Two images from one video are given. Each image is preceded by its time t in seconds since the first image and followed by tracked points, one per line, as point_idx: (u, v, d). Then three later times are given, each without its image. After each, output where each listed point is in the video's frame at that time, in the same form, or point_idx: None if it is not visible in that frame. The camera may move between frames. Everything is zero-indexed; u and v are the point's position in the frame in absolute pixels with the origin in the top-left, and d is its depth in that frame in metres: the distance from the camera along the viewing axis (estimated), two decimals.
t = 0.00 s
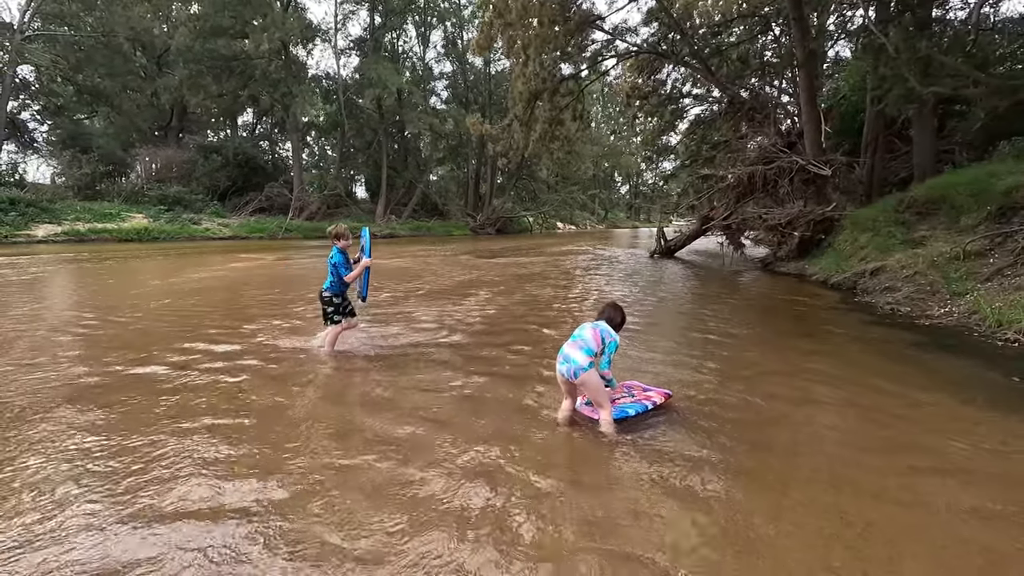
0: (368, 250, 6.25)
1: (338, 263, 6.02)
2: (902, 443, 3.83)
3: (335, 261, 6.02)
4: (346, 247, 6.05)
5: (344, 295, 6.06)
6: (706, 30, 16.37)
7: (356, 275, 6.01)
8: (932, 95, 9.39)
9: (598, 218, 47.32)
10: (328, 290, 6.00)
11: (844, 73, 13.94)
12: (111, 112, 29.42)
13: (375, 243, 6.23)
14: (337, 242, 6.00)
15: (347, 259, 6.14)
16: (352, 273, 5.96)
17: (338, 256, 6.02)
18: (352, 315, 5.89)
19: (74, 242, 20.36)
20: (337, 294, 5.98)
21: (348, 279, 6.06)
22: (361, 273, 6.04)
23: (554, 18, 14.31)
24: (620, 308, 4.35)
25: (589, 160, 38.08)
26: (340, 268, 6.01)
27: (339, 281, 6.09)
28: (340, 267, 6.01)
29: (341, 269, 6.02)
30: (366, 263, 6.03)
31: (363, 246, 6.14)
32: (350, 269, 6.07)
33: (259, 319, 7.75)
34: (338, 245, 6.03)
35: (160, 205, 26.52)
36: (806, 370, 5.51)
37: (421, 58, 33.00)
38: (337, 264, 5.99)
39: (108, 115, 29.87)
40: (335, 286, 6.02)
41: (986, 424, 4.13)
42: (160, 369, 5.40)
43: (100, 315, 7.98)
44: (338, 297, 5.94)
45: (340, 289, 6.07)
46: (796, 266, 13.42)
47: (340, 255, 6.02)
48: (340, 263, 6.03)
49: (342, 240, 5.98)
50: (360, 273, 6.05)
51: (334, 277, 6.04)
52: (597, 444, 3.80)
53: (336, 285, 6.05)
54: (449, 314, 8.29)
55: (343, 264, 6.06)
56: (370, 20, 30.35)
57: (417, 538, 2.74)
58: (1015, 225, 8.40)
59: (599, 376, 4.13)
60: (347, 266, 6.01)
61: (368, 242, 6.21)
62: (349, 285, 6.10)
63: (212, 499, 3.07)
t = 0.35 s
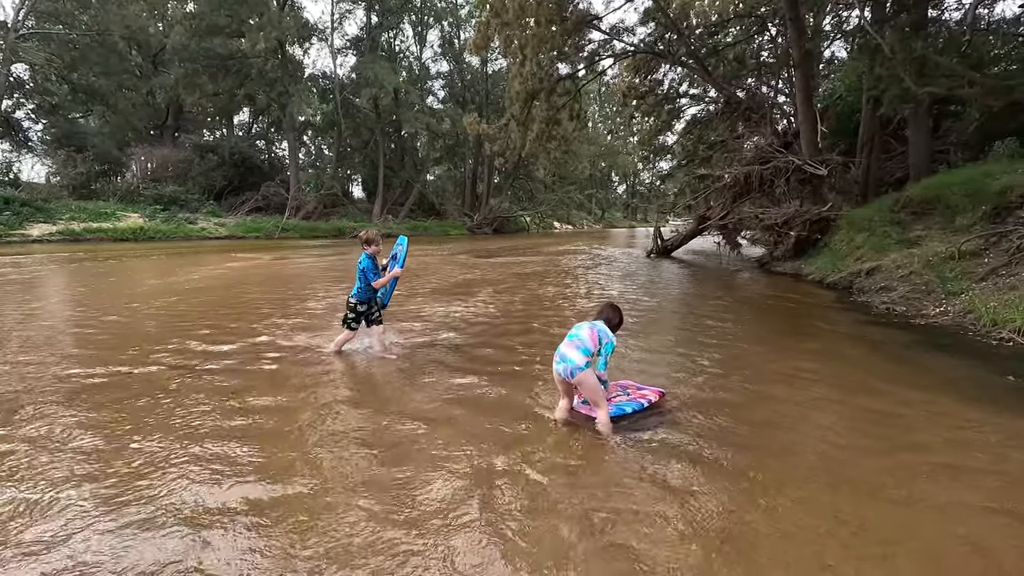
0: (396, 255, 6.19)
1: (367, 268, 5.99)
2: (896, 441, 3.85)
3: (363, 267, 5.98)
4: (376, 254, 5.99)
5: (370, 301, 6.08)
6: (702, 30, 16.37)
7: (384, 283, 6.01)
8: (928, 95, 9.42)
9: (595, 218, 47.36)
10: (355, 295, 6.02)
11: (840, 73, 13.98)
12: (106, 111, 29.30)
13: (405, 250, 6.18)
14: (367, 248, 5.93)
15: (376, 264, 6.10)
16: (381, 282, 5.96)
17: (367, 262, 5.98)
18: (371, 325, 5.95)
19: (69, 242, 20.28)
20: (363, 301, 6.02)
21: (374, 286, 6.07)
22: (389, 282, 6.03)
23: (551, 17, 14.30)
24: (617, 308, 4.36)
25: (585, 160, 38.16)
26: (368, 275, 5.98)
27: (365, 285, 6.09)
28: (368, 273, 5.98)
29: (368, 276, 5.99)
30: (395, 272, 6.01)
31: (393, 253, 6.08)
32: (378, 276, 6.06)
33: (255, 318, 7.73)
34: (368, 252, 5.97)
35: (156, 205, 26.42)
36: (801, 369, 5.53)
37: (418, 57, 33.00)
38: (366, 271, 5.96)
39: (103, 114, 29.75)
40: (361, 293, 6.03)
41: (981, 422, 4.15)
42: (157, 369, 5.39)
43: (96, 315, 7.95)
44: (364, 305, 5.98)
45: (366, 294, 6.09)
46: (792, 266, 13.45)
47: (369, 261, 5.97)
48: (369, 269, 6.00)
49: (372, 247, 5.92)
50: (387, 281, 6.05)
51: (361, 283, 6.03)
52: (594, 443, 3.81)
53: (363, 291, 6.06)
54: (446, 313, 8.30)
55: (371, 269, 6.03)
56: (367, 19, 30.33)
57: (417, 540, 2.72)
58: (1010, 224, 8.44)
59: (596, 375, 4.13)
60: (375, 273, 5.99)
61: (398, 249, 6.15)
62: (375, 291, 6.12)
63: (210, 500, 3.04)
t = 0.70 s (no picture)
0: (420, 254, 6.10)
1: (387, 266, 6.02)
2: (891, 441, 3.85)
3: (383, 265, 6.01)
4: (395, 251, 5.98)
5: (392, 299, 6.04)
6: (697, 30, 16.40)
7: (403, 281, 5.95)
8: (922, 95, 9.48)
9: (591, 217, 47.41)
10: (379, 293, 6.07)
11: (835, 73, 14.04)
12: (99, 110, 29.15)
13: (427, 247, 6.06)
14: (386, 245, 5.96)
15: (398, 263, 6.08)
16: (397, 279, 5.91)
17: (387, 259, 5.99)
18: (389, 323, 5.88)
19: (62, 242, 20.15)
20: (385, 298, 6.02)
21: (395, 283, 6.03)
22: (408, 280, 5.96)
23: (547, 17, 14.28)
24: (610, 308, 4.38)
25: (581, 159, 38.20)
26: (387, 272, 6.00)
27: (388, 283, 6.12)
28: (388, 271, 5.99)
29: (387, 273, 6.00)
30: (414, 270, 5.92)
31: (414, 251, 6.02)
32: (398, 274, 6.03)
33: (250, 319, 7.71)
34: (387, 249, 5.99)
35: (149, 205, 26.28)
36: (796, 368, 5.54)
37: (413, 57, 32.95)
38: (384, 268, 5.97)
39: (96, 113, 29.58)
40: (385, 290, 6.06)
41: (975, 422, 4.16)
42: (151, 370, 5.37)
43: (89, 315, 7.90)
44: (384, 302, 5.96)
45: (391, 292, 6.11)
46: (787, 265, 13.48)
47: (389, 258, 5.98)
48: (389, 267, 6.00)
49: (390, 243, 5.93)
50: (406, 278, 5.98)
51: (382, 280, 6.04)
52: (589, 442, 3.83)
53: (388, 289, 6.08)
54: (442, 314, 8.28)
55: (392, 267, 6.03)
56: (362, 18, 30.26)
57: (416, 541, 2.71)
58: (1003, 224, 8.48)
59: (590, 375, 4.13)
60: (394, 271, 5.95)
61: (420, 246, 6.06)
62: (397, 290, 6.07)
63: (209, 501, 3.03)
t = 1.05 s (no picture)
0: (447, 263, 5.98)
1: (415, 276, 5.84)
2: (883, 440, 3.89)
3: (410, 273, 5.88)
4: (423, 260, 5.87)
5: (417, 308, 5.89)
6: (691, 32, 16.45)
7: (430, 290, 5.83)
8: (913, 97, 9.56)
9: (585, 218, 47.54)
10: (407, 302, 5.88)
11: (828, 75, 14.13)
12: (90, 110, 28.94)
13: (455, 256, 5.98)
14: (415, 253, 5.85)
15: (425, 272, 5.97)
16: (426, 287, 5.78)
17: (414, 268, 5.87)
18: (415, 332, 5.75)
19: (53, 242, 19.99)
20: (413, 308, 5.86)
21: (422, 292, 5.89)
22: (436, 289, 5.84)
23: (541, 18, 14.28)
24: (602, 308, 4.41)
25: (575, 160, 38.30)
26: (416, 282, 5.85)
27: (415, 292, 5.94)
28: (416, 281, 5.84)
29: (416, 282, 5.85)
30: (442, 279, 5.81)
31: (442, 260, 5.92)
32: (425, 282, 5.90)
33: (244, 319, 7.69)
34: (415, 257, 5.87)
35: (141, 205, 26.12)
36: (790, 368, 5.57)
37: (408, 57, 32.92)
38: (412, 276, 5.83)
39: (87, 113, 29.37)
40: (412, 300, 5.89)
41: (965, 421, 4.20)
42: (142, 371, 5.33)
43: (80, 316, 7.84)
44: (412, 313, 5.86)
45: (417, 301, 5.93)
46: (780, 266, 13.54)
47: (417, 267, 5.86)
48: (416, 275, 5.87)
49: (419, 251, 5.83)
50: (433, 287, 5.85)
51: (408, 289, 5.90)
52: (583, 442, 3.83)
53: (414, 299, 5.90)
54: (437, 314, 8.27)
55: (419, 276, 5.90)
56: (356, 19, 30.21)
57: (409, 543, 2.70)
58: (993, 225, 8.56)
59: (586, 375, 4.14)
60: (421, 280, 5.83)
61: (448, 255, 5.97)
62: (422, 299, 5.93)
63: (203, 504, 3.00)
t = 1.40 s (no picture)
0: (465, 256, 5.89)
1: (442, 272, 5.88)
2: (872, 439, 3.92)
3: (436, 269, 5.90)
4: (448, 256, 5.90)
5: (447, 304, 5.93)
6: (682, 34, 16.51)
7: (456, 286, 5.85)
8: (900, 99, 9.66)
9: (577, 219, 47.61)
10: (432, 298, 5.88)
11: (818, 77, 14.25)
12: (78, 109, 28.69)
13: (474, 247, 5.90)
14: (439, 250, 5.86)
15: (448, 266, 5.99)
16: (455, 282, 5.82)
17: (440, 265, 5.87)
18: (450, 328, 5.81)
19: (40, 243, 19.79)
20: (437, 304, 5.86)
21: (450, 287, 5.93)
22: (463, 283, 5.86)
23: (533, 19, 14.30)
24: (593, 309, 4.44)
25: (567, 161, 38.37)
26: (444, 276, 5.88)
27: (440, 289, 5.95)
28: (442, 276, 5.88)
29: (443, 277, 5.88)
30: (467, 273, 5.83)
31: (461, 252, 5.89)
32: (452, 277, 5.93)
33: (234, 320, 7.65)
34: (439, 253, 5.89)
35: (130, 206, 25.89)
36: (779, 368, 5.61)
37: (400, 58, 32.86)
38: (439, 273, 5.86)
39: (75, 112, 29.09)
40: (438, 296, 5.90)
41: (951, 420, 4.24)
42: (132, 373, 5.29)
43: (68, 318, 7.76)
44: (435, 308, 5.85)
45: (441, 298, 5.93)
46: (771, 266, 13.61)
47: (442, 264, 5.87)
48: (442, 271, 5.89)
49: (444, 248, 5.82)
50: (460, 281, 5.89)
51: (435, 286, 5.93)
52: (574, 443, 3.83)
53: (438, 295, 5.91)
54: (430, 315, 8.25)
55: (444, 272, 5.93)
56: (347, 19, 30.14)
57: (398, 547, 2.67)
58: (979, 226, 8.65)
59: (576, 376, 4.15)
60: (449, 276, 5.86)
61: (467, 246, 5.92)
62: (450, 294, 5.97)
63: (189, 509, 2.96)
